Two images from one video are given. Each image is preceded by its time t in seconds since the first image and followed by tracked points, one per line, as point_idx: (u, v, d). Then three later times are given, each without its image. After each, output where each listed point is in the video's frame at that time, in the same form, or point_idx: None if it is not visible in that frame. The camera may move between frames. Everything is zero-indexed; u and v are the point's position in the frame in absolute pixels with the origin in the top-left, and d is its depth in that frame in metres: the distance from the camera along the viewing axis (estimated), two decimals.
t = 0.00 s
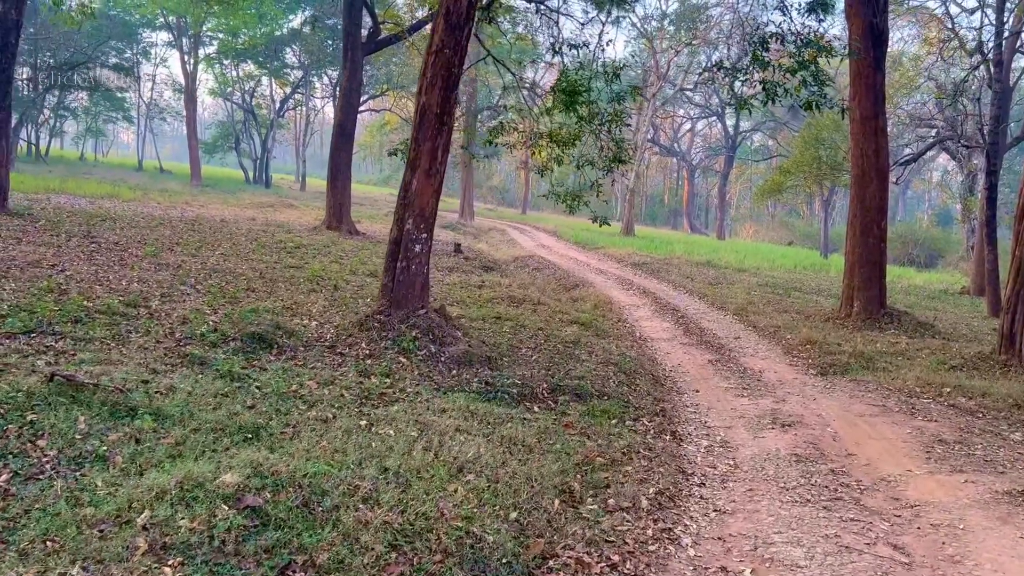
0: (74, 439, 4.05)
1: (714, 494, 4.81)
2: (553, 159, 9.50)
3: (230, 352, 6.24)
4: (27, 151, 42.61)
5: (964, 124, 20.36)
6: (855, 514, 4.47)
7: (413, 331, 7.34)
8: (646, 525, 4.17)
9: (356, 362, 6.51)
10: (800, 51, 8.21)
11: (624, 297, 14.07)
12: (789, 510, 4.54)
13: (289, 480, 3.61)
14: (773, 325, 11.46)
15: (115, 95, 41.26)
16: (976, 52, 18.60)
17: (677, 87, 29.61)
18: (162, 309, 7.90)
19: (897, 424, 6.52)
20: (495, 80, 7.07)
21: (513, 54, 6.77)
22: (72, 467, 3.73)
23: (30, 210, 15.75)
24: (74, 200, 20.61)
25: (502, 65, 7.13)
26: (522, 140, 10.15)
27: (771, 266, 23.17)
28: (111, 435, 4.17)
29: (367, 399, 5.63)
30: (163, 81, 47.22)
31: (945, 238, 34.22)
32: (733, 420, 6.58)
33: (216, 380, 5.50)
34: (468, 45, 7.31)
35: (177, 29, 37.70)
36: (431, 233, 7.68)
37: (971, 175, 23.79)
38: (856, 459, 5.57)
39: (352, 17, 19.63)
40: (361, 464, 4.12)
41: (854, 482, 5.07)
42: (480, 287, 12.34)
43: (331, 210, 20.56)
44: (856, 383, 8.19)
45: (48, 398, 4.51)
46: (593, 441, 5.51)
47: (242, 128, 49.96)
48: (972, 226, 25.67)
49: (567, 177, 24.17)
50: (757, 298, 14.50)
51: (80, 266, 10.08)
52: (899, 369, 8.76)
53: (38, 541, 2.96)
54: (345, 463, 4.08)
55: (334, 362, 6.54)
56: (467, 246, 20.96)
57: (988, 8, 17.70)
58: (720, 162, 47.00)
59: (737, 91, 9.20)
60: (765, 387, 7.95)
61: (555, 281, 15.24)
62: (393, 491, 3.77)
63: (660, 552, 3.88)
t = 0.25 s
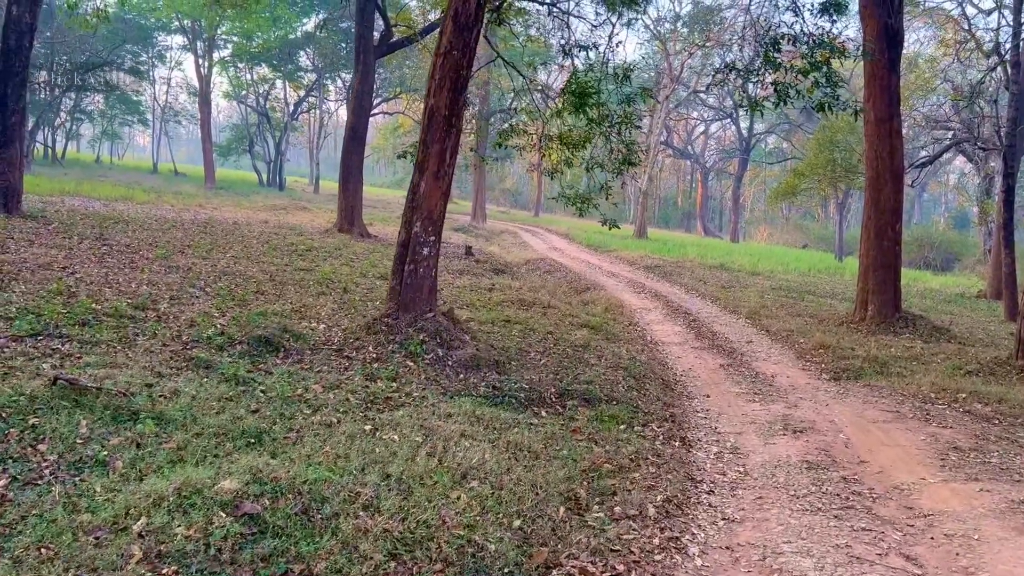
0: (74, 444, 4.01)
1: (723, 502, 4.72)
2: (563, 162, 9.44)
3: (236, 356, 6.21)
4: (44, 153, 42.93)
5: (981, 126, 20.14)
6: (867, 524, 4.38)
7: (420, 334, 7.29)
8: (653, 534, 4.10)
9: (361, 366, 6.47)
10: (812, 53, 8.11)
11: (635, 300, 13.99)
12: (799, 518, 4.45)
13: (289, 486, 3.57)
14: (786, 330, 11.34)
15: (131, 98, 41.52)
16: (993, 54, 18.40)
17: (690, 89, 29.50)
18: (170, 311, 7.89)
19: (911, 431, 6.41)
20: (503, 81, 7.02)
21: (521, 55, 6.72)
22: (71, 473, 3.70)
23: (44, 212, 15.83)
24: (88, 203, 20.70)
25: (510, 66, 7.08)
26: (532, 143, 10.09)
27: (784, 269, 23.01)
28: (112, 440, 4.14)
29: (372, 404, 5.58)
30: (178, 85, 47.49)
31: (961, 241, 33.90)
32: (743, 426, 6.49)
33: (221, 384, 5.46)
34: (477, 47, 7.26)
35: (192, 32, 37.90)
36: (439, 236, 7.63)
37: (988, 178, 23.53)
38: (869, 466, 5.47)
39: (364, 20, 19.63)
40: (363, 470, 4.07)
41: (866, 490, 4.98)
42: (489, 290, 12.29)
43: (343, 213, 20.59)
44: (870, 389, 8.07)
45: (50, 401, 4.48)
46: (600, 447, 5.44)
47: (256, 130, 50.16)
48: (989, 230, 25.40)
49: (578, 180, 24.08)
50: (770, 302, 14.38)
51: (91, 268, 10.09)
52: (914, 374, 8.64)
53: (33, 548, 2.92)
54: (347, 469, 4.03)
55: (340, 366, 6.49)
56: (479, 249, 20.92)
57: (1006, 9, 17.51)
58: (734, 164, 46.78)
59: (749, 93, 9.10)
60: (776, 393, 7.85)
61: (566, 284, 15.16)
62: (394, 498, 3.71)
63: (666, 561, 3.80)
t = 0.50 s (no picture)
0: (79, 446, 4.00)
1: (732, 506, 4.67)
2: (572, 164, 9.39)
3: (243, 357, 6.20)
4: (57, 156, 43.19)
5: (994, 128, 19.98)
6: (878, 530, 4.32)
7: (427, 336, 7.26)
8: (660, 540, 4.05)
9: (369, 368, 6.45)
10: (823, 53, 8.03)
11: (644, 303, 13.93)
12: (808, 524, 4.39)
13: (292, 490, 3.54)
14: (796, 332, 11.26)
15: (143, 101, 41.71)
16: (1006, 55, 18.26)
17: (700, 91, 29.40)
18: (178, 313, 7.89)
19: (923, 435, 6.33)
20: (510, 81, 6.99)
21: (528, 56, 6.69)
22: (75, 475, 3.68)
23: (55, 214, 15.90)
24: (99, 205, 20.79)
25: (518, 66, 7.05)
26: (541, 144, 10.05)
27: (795, 272, 22.88)
28: (116, 442, 4.12)
29: (379, 407, 5.56)
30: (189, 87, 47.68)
31: (974, 244, 33.66)
32: (753, 429, 6.43)
33: (228, 386, 5.45)
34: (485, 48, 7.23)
35: (203, 35, 38.05)
36: (447, 238, 7.60)
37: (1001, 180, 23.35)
38: (881, 471, 5.40)
39: (374, 22, 19.63)
40: (368, 474, 4.04)
41: (877, 495, 4.91)
42: (498, 291, 12.26)
43: (353, 215, 20.61)
44: (881, 392, 7.99)
45: (56, 404, 4.47)
46: (608, 451, 5.39)
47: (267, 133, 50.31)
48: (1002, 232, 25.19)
49: (588, 182, 24.01)
50: (781, 304, 14.30)
51: (101, 270, 10.11)
52: (927, 378, 8.55)
53: (34, 551, 2.90)
54: (352, 472, 4.01)
55: (347, 368, 6.47)
56: (489, 251, 20.89)
57: (1019, 10, 17.37)
58: (744, 166, 46.59)
59: (759, 94, 9.04)
60: (787, 396, 7.78)
61: (575, 286, 15.11)
62: (399, 502, 3.68)
63: (672, 567, 3.76)
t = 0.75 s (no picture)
0: (86, 449, 3.99)
1: (742, 512, 4.63)
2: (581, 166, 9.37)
3: (252, 360, 6.20)
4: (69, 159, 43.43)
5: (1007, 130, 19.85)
6: (891, 537, 4.27)
7: (436, 339, 7.24)
8: (670, 546, 4.01)
9: (377, 371, 6.43)
10: (834, 56, 7.99)
11: (654, 306, 13.88)
12: (820, 530, 4.34)
13: (299, 494, 3.52)
14: (807, 336, 11.19)
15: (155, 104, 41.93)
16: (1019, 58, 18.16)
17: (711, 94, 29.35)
18: (188, 316, 7.89)
19: (935, 440, 6.27)
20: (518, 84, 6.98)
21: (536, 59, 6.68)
22: (82, 479, 3.67)
23: (67, 217, 15.97)
24: (111, 208, 20.88)
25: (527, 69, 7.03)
26: (551, 147, 10.03)
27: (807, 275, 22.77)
28: (124, 445, 4.11)
29: (387, 410, 5.53)
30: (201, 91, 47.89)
31: (987, 247, 33.44)
32: (763, 434, 6.38)
33: (236, 389, 5.44)
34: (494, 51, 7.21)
35: (215, 39, 38.23)
36: (456, 240, 7.58)
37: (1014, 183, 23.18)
38: (893, 476, 5.35)
39: (384, 25, 19.65)
40: (374, 478, 4.01)
41: (891, 501, 4.86)
42: (507, 294, 12.24)
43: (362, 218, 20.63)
44: (893, 397, 7.93)
45: (63, 406, 4.47)
46: (617, 455, 5.35)
47: (278, 136, 50.47)
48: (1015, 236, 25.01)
49: (598, 185, 23.97)
50: (792, 308, 14.22)
51: (111, 272, 10.14)
52: (939, 382, 8.48)
53: (40, 555, 2.89)
54: (360, 476, 3.98)
55: (355, 371, 6.46)
56: (498, 254, 20.87)
57: None
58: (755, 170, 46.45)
59: (770, 96, 9.00)
60: (797, 401, 7.72)
61: (585, 289, 15.07)
62: (406, 507, 3.66)
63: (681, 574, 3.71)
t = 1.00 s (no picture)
0: (91, 451, 3.99)
1: (749, 516, 4.60)
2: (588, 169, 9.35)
3: (258, 362, 6.20)
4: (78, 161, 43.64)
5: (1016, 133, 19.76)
6: (899, 541, 4.24)
7: (442, 342, 7.23)
8: (675, 550, 3.98)
9: (384, 373, 6.43)
10: (842, 57, 7.97)
11: (661, 309, 13.85)
12: (827, 535, 4.32)
13: (304, 496, 3.52)
14: (815, 339, 11.15)
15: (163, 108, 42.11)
16: None
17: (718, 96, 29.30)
18: (194, 318, 7.90)
19: (945, 444, 6.23)
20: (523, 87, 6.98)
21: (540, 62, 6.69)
22: (87, 480, 3.68)
23: (76, 219, 16.04)
24: (120, 211, 20.97)
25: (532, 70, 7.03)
26: (557, 149, 10.00)
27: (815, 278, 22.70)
28: (129, 447, 4.11)
29: (393, 413, 5.52)
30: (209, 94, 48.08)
31: (996, 250, 33.27)
32: (771, 438, 6.35)
33: (242, 392, 5.44)
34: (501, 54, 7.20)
35: (223, 43, 38.37)
36: (462, 243, 7.57)
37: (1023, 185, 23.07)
38: (901, 480, 5.31)
39: (391, 28, 19.68)
40: (380, 480, 4.01)
41: (900, 505, 4.82)
42: (514, 296, 12.22)
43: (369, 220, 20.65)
44: (902, 400, 7.88)
45: (68, 407, 4.47)
46: (624, 459, 5.33)
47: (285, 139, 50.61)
48: None
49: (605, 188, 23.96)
50: (800, 310, 14.17)
51: (119, 275, 10.18)
52: (948, 385, 8.43)
53: (44, 557, 2.89)
54: (365, 479, 3.98)
55: (361, 373, 6.45)
56: (505, 257, 20.87)
57: None
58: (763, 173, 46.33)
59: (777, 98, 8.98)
60: (805, 404, 7.69)
61: (592, 292, 15.05)
62: (411, 510, 3.65)
63: None
